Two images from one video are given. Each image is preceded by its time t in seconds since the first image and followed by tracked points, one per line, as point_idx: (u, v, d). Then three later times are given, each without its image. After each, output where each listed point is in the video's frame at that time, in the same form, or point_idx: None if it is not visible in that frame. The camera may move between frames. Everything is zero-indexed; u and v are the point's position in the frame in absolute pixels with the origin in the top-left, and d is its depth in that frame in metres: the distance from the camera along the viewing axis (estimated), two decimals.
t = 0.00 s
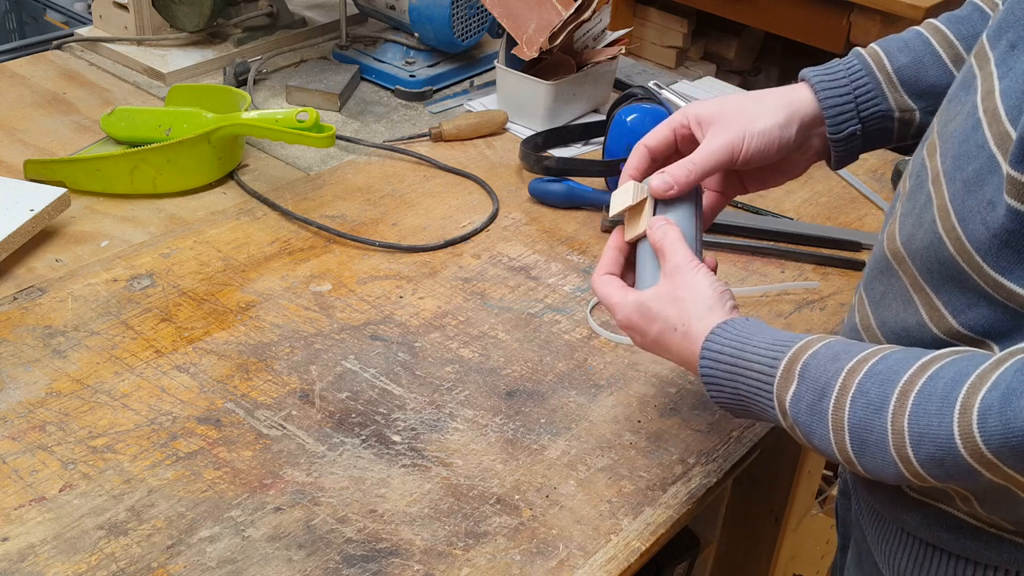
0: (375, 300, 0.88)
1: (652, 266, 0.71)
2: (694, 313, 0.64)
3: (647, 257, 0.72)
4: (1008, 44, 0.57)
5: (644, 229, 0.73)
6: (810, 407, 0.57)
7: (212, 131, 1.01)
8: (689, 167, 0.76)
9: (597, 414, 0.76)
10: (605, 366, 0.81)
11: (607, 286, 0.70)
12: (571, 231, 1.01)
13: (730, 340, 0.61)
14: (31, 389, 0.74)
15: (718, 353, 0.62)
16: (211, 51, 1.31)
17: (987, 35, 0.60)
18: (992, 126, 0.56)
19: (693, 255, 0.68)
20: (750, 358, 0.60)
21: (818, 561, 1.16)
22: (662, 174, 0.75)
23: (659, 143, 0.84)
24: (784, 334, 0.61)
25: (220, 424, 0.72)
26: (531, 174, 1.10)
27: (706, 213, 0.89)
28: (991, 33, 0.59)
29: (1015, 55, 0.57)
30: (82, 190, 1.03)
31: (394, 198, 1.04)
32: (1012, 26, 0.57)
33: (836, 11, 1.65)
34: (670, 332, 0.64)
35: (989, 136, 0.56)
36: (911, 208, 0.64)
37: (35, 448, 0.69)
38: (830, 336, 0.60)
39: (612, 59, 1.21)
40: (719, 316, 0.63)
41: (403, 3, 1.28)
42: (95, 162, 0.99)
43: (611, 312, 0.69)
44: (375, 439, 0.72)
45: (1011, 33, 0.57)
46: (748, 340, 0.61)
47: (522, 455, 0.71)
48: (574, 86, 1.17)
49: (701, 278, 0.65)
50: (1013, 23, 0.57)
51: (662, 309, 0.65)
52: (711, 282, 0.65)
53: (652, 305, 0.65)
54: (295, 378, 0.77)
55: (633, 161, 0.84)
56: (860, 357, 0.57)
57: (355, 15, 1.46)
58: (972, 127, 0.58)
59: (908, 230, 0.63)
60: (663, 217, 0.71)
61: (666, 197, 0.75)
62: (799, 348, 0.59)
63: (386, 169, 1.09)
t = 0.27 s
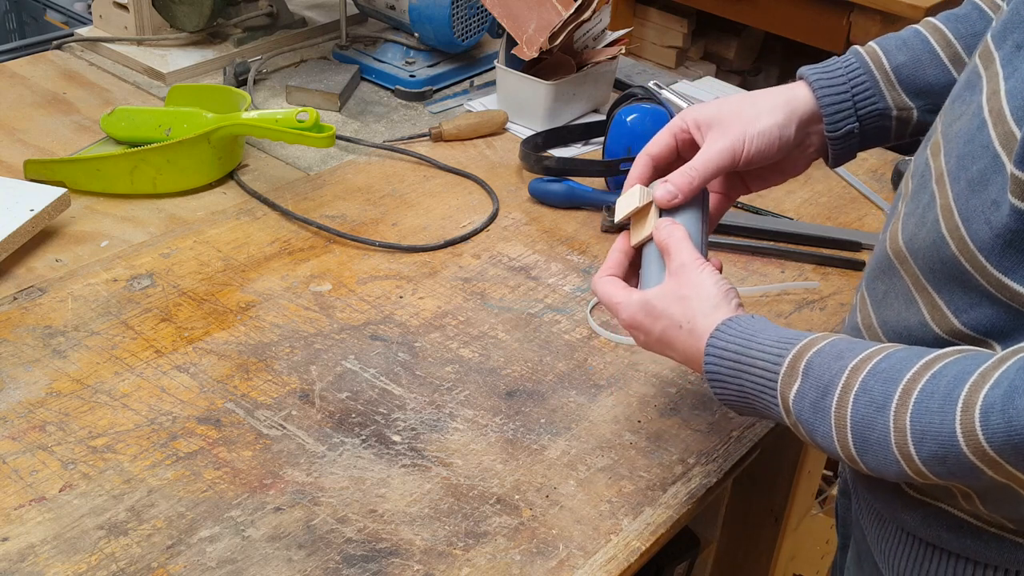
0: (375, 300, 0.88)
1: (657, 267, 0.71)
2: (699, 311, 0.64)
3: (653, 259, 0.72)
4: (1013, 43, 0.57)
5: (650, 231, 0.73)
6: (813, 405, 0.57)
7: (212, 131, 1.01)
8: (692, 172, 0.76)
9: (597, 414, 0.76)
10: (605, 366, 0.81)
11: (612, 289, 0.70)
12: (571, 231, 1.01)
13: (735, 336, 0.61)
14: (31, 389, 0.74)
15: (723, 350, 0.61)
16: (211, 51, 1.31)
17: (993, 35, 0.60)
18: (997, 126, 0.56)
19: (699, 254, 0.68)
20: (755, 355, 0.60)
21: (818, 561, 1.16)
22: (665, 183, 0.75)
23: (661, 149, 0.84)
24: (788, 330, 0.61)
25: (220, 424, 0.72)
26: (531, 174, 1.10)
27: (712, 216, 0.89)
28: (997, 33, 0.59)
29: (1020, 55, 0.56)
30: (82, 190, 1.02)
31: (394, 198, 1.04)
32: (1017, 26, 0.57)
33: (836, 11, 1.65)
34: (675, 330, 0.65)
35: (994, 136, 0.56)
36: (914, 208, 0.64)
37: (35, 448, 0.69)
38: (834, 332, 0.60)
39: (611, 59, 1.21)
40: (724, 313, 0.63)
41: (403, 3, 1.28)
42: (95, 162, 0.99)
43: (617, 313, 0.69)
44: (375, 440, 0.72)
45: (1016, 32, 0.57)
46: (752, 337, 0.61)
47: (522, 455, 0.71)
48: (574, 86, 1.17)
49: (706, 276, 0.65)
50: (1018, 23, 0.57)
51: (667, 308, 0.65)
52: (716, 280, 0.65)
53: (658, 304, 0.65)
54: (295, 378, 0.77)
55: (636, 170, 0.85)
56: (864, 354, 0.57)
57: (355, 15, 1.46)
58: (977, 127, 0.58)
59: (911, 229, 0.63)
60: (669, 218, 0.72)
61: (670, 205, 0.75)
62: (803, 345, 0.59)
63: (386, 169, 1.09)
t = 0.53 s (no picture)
0: (375, 300, 0.88)
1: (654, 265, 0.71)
2: (703, 309, 0.64)
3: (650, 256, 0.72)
4: (1013, 42, 0.57)
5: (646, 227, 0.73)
6: (816, 403, 0.57)
7: (212, 131, 1.01)
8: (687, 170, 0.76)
9: (597, 414, 0.76)
10: (605, 366, 0.81)
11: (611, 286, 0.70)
12: (570, 231, 1.01)
13: (741, 332, 0.61)
14: (31, 389, 0.74)
15: (729, 345, 0.61)
16: (211, 51, 1.31)
17: (992, 34, 0.60)
18: (997, 125, 0.56)
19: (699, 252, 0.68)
20: (761, 351, 0.60)
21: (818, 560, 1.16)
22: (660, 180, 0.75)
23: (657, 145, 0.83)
24: (795, 329, 0.61)
25: (220, 424, 0.72)
26: (531, 174, 1.10)
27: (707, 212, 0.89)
28: (997, 32, 0.59)
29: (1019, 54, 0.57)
30: (82, 190, 1.02)
31: (394, 198, 1.04)
32: (1017, 24, 0.57)
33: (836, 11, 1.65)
34: (678, 329, 0.64)
35: (995, 135, 0.56)
36: (914, 208, 0.63)
37: (35, 448, 0.69)
38: (841, 331, 0.60)
39: (611, 59, 1.21)
40: (729, 311, 0.63)
41: (403, 3, 1.28)
42: (95, 162, 0.99)
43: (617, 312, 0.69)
44: (375, 440, 0.72)
45: (1016, 31, 0.57)
46: (758, 332, 0.61)
47: (522, 455, 0.71)
48: (574, 86, 1.17)
49: (709, 274, 0.65)
50: (1018, 22, 0.57)
51: (670, 306, 0.65)
52: (719, 279, 0.65)
53: (660, 303, 0.65)
54: (295, 378, 0.77)
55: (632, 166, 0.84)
56: (869, 354, 0.57)
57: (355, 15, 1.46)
58: (977, 126, 0.58)
59: (911, 228, 0.63)
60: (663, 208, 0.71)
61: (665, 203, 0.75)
62: (809, 343, 0.59)
63: (386, 169, 1.09)
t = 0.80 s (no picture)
0: (375, 300, 0.88)
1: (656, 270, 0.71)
2: (709, 315, 0.64)
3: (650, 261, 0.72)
4: (1011, 42, 0.57)
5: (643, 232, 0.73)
6: (823, 408, 0.57)
7: (212, 131, 1.01)
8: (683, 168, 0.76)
9: (597, 414, 0.76)
10: (605, 366, 0.81)
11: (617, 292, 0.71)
12: (571, 231, 1.01)
13: (747, 338, 0.61)
14: (31, 389, 0.74)
15: (735, 352, 0.61)
16: (211, 51, 1.31)
17: (991, 35, 0.60)
18: (996, 125, 0.56)
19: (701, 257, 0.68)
20: (767, 357, 0.60)
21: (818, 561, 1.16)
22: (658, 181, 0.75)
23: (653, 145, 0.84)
24: (801, 332, 0.61)
25: (220, 424, 0.72)
26: (531, 174, 1.10)
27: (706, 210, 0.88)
28: (995, 33, 0.59)
29: (1018, 54, 0.57)
30: (82, 190, 1.02)
31: (394, 198, 1.04)
32: (1015, 25, 0.57)
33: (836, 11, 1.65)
34: (685, 336, 0.64)
35: (994, 136, 0.56)
36: (914, 209, 0.63)
37: (35, 448, 0.69)
38: (846, 333, 0.60)
39: (611, 59, 1.21)
40: (734, 316, 0.63)
41: (403, 3, 1.28)
42: (95, 162, 0.99)
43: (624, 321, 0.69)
44: (375, 440, 0.72)
45: (1014, 31, 0.57)
46: (763, 339, 0.61)
47: (522, 455, 0.71)
48: (574, 86, 1.17)
49: (713, 280, 0.65)
50: (1016, 22, 0.57)
51: (676, 315, 0.64)
52: (724, 284, 0.65)
53: (666, 312, 0.65)
54: (295, 378, 0.77)
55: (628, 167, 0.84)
56: (873, 357, 0.57)
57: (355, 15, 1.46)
58: (976, 127, 0.58)
59: (911, 229, 0.63)
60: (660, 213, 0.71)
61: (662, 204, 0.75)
62: (815, 347, 0.59)
63: (386, 169, 1.09)
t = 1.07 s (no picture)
0: (375, 300, 0.88)
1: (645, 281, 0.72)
2: (704, 322, 0.64)
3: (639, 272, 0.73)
4: (1008, 43, 0.57)
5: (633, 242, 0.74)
6: (820, 413, 0.57)
7: (212, 131, 1.01)
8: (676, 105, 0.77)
9: (597, 414, 0.76)
10: (605, 366, 0.81)
11: (609, 306, 0.70)
12: (571, 231, 1.01)
13: (741, 345, 0.62)
14: (31, 389, 0.74)
15: (731, 359, 0.62)
16: (211, 51, 1.31)
17: (988, 35, 0.60)
18: (994, 126, 0.56)
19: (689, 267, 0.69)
20: (763, 364, 0.61)
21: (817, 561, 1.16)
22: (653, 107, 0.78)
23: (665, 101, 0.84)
24: (796, 337, 0.62)
25: (220, 424, 0.72)
26: (531, 174, 1.10)
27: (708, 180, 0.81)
28: (992, 33, 0.59)
29: (1015, 54, 0.56)
30: (82, 190, 1.03)
31: (394, 198, 1.04)
32: (1010, 25, 0.57)
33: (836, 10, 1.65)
34: (679, 345, 0.64)
35: (992, 137, 0.56)
36: (912, 210, 0.63)
37: (35, 448, 0.69)
38: (842, 339, 0.60)
39: (611, 59, 1.21)
40: (728, 322, 0.64)
41: (403, 3, 1.28)
42: (95, 162, 0.99)
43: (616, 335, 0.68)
44: (375, 439, 0.72)
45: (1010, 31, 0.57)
46: (758, 345, 0.61)
47: (522, 455, 0.71)
48: (574, 86, 1.17)
49: (704, 289, 0.66)
50: (1012, 22, 0.57)
51: (670, 322, 0.65)
52: (715, 292, 0.66)
53: (657, 321, 0.65)
54: (295, 378, 0.77)
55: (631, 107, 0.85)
56: (870, 362, 0.57)
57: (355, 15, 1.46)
58: (973, 128, 0.58)
59: (910, 230, 0.63)
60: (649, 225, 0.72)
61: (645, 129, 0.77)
62: (811, 353, 0.59)
63: (386, 169, 1.09)
